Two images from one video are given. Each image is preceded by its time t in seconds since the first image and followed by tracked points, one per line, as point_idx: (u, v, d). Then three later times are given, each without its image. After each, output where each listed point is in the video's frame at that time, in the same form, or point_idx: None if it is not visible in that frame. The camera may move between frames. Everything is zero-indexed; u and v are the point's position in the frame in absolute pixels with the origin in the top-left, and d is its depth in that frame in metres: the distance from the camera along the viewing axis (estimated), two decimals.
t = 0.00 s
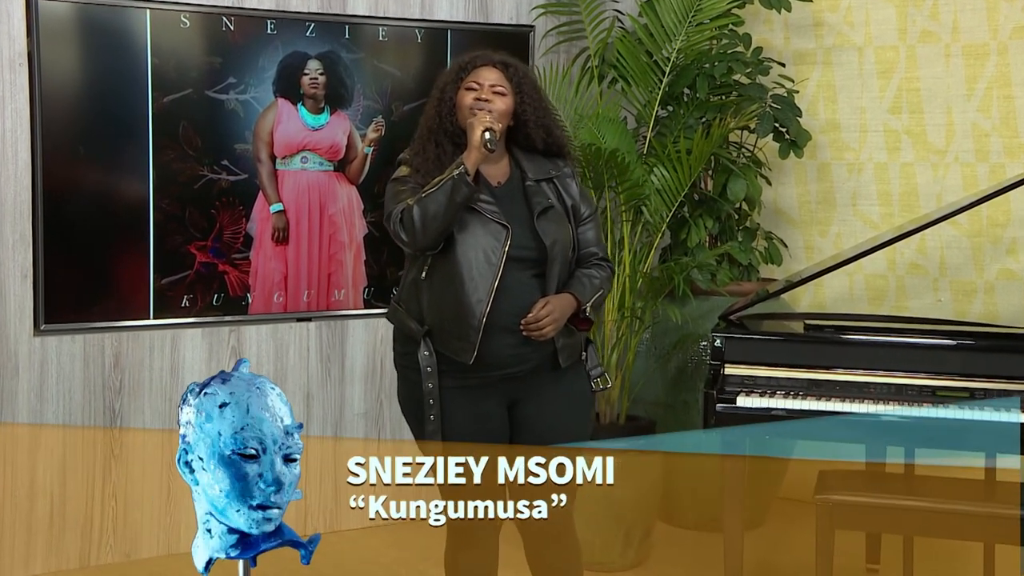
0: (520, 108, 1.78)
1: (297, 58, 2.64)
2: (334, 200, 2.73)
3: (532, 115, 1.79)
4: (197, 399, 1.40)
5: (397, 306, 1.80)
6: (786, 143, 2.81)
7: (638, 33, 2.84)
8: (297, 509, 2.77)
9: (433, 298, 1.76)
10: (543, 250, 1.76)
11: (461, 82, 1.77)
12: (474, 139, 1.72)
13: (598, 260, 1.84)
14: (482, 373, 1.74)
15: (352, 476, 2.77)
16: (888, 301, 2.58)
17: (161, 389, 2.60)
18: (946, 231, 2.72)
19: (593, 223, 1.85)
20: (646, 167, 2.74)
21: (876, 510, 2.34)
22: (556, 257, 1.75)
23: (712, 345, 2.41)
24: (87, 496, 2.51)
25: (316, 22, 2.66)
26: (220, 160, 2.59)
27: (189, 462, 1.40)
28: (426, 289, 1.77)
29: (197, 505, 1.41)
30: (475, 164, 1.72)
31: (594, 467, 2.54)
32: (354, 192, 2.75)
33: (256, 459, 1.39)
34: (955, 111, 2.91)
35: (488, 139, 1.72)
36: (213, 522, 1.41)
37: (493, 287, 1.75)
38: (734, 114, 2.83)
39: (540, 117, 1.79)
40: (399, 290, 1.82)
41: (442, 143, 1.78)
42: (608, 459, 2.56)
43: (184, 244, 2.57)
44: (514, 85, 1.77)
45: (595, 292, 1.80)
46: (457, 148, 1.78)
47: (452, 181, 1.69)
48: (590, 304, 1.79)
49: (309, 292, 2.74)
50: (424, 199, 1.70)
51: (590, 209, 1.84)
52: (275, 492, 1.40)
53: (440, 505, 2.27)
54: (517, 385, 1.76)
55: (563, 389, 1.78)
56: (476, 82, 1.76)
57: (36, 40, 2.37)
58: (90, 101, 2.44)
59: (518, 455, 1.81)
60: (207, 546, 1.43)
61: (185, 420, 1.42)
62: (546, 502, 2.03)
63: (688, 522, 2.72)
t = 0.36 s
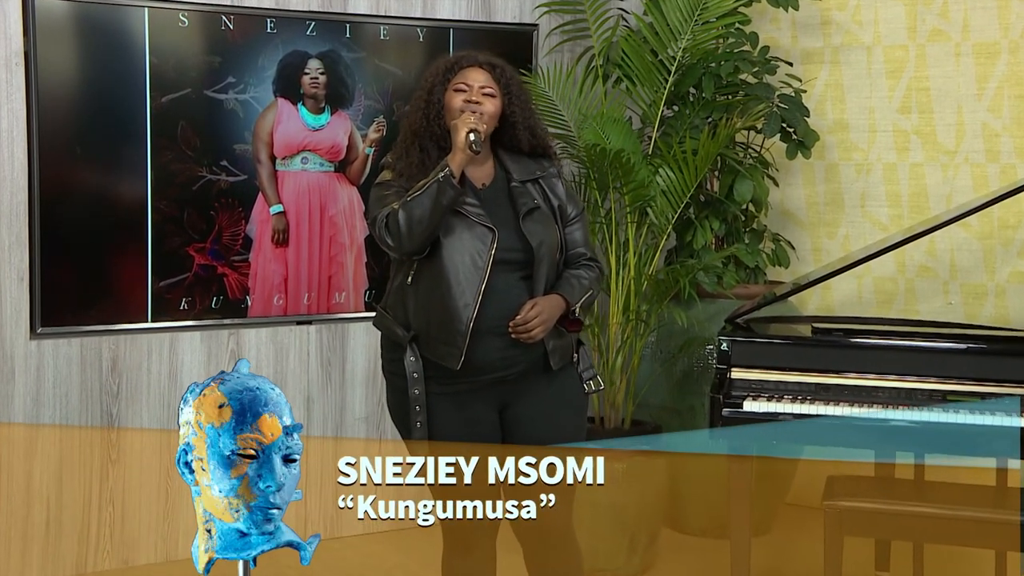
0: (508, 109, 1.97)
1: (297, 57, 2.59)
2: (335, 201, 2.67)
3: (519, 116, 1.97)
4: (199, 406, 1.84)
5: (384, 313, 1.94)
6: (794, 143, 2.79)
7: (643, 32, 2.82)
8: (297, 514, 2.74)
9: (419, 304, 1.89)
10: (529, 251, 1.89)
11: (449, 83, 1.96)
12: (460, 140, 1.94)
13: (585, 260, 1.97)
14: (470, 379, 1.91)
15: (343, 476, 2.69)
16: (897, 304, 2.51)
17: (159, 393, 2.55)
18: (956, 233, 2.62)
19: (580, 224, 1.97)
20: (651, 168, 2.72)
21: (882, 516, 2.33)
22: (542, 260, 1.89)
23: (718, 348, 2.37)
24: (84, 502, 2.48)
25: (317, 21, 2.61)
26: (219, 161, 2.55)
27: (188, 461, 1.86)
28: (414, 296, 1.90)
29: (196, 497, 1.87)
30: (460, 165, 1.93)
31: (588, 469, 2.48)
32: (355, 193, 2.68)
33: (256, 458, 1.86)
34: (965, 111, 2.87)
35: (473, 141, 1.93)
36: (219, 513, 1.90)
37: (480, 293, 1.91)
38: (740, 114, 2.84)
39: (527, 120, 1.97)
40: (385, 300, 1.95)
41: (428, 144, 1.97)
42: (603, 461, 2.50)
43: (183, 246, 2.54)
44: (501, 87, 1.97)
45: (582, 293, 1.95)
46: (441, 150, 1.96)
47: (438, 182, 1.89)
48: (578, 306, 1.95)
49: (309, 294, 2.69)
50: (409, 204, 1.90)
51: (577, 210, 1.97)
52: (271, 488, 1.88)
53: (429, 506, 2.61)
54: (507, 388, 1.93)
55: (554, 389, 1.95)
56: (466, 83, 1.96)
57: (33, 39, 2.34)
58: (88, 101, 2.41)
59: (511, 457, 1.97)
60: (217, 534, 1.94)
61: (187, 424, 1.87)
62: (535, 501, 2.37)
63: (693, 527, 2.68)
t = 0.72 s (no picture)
0: (497, 110, 1.93)
1: (297, 58, 2.56)
2: (334, 205, 2.65)
3: (509, 116, 1.93)
4: (198, 406, 1.72)
5: (377, 318, 1.90)
6: (800, 146, 2.75)
7: (647, 33, 2.78)
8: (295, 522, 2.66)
9: (411, 310, 1.85)
10: (523, 257, 1.85)
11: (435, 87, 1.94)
12: (450, 144, 1.87)
13: (582, 263, 1.91)
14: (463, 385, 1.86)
15: (342, 476, 2.62)
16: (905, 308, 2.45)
17: (156, 400, 2.51)
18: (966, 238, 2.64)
19: (576, 226, 1.92)
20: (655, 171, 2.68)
21: (892, 525, 2.27)
22: (535, 264, 1.84)
23: (724, 354, 2.32)
24: (80, 509, 2.42)
25: (316, 22, 2.58)
26: (216, 164, 2.51)
27: (188, 461, 1.75)
28: (405, 301, 1.87)
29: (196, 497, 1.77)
30: (449, 169, 1.84)
31: (588, 469, 2.42)
32: (354, 197, 2.67)
33: (256, 458, 1.74)
34: (975, 113, 2.90)
35: (462, 145, 1.85)
36: (220, 514, 1.78)
37: (472, 298, 1.85)
38: (745, 117, 2.77)
39: (516, 119, 1.93)
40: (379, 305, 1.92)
41: (416, 148, 1.95)
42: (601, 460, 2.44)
43: (179, 250, 2.50)
44: (489, 88, 1.94)
45: (579, 297, 1.88)
46: (431, 152, 1.94)
47: (426, 187, 1.80)
48: (574, 310, 1.87)
49: (307, 299, 2.67)
50: (398, 209, 1.83)
51: (573, 212, 1.92)
52: (272, 488, 1.76)
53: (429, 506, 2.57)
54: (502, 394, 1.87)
55: (550, 396, 1.88)
56: (452, 86, 1.94)
57: (28, 40, 2.31)
58: (84, 102, 2.37)
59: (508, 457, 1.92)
60: (217, 533, 1.81)
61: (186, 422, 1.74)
62: (535, 501, 2.30)
63: (699, 536, 2.72)
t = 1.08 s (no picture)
0: (490, 109, 1.90)
1: (294, 59, 2.53)
2: (332, 207, 2.62)
3: (502, 114, 1.90)
4: (198, 407, 1.87)
5: (374, 325, 1.87)
6: (805, 147, 2.71)
7: (650, 33, 2.74)
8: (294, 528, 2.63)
9: (408, 319, 1.82)
10: (520, 262, 1.81)
11: (425, 91, 1.90)
12: (443, 150, 1.83)
13: (582, 266, 1.88)
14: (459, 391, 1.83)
15: (342, 476, 2.58)
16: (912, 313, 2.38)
17: (151, 405, 2.46)
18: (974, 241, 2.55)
19: (576, 227, 1.89)
20: (658, 173, 2.65)
21: (901, 533, 2.22)
22: (534, 270, 1.80)
23: (726, 358, 2.28)
24: (73, 515, 2.42)
25: (314, 21, 2.55)
26: (213, 165, 2.48)
27: (188, 461, 1.90)
28: (402, 310, 1.84)
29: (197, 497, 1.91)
30: (444, 177, 1.81)
31: (588, 469, 2.42)
32: (352, 199, 2.63)
33: (256, 458, 1.87)
34: (982, 114, 2.87)
35: (455, 151, 1.83)
36: (220, 513, 1.92)
37: (471, 306, 1.81)
38: (749, 118, 2.74)
39: (510, 115, 1.90)
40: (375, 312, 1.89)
41: (410, 154, 1.94)
42: (602, 460, 2.45)
43: (175, 253, 2.46)
44: (479, 87, 1.91)
45: (578, 302, 1.85)
46: (425, 157, 1.92)
47: (421, 197, 1.77)
48: (573, 315, 1.84)
49: (305, 303, 2.63)
50: (394, 218, 1.79)
51: (571, 213, 1.89)
52: (272, 488, 1.90)
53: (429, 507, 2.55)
54: (502, 401, 1.85)
55: (551, 401, 1.87)
56: (442, 88, 1.90)
57: (21, 40, 2.27)
58: (78, 104, 2.34)
59: (508, 456, 1.89)
60: (217, 534, 1.96)
61: (187, 422, 1.90)
62: (535, 502, 2.30)
63: (703, 544, 2.65)
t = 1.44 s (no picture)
0: (489, 109, 1.94)
1: (292, 59, 2.50)
2: (330, 210, 2.59)
3: (500, 113, 1.94)
4: (198, 407, 1.95)
5: (375, 331, 1.89)
6: (810, 149, 2.68)
7: (653, 33, 2.72)
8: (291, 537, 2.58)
9: (410, 328, 1.85)
10: (524, 270, 1.85)
11: (422, 95, 1.94)
12: (449, 157, 1.86)
13: (585, 270, 1.92)
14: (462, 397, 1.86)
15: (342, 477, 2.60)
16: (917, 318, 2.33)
17: (148, 410, 2.43)
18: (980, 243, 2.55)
19: (578, 231, 1.94)
20: (661, 175, 2.62)
21: (907, 539, 2.19)
22: (539, 277, 1.84)
23: (731, 363, 2.25)
24: (69, 523, 2.37)
25: (312, 22, 2.52)
26: (210, 168, 2.45)
27: (188, 461, 1.98)
28: (404, 318, 1.86)
29: (197, 497, 2.00)
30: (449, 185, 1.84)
31: (588, 469, 2.40)
32: (351, 201, 2.60)
33: (256, 458, 1.95)
34: (989, 115, 2.86)
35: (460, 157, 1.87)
36: (219, 512, 2.01)
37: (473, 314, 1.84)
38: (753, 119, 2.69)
39: (508, 114, 1.94)
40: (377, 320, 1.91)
41: (412, 160, 1.95)
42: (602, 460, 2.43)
43: (172, 256, 2.43)
44: (476, 88, 1.95)
45: (581, 308, 1.89)
46: (427, 162, 1.94)
47: (424, 204, 1.79)
48: (577, 322, 1.87)
49: (303, 307, 2.60)
50: (397, 225, 1.81)
51: (575, 216, 1.93)
52: (272, 488, 1.99)
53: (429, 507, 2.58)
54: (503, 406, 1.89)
55: (556, 407, 1.91)
56: (439, 92, 1.95)
57: (16, 40, 2.24)
58: (74, 106, 2.30)
59: (508, 456, 1.96)
60: (216, 533, 2.05)
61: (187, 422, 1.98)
62: (535, 501, 2.25)
63: (706, 552, 2.65)
